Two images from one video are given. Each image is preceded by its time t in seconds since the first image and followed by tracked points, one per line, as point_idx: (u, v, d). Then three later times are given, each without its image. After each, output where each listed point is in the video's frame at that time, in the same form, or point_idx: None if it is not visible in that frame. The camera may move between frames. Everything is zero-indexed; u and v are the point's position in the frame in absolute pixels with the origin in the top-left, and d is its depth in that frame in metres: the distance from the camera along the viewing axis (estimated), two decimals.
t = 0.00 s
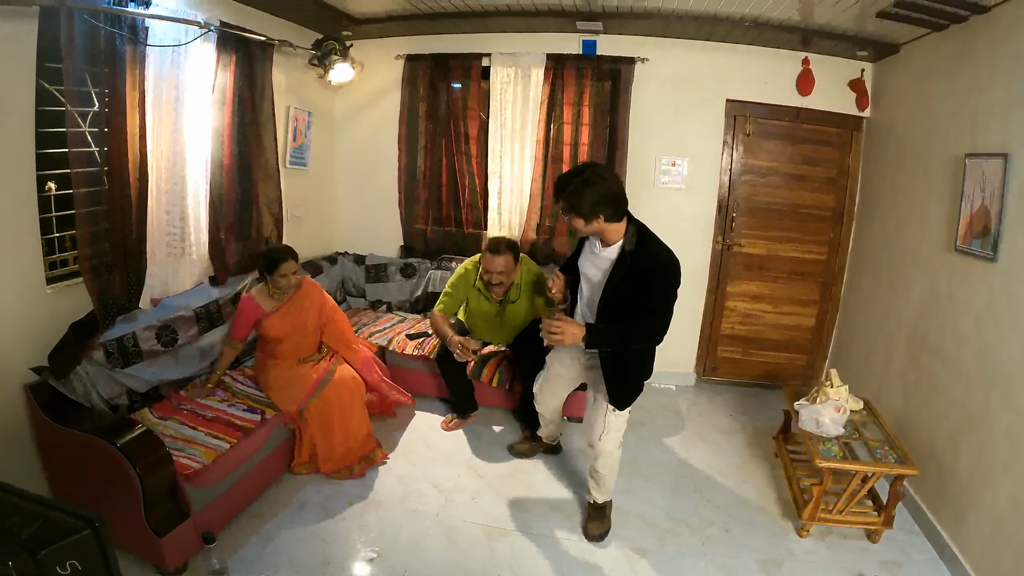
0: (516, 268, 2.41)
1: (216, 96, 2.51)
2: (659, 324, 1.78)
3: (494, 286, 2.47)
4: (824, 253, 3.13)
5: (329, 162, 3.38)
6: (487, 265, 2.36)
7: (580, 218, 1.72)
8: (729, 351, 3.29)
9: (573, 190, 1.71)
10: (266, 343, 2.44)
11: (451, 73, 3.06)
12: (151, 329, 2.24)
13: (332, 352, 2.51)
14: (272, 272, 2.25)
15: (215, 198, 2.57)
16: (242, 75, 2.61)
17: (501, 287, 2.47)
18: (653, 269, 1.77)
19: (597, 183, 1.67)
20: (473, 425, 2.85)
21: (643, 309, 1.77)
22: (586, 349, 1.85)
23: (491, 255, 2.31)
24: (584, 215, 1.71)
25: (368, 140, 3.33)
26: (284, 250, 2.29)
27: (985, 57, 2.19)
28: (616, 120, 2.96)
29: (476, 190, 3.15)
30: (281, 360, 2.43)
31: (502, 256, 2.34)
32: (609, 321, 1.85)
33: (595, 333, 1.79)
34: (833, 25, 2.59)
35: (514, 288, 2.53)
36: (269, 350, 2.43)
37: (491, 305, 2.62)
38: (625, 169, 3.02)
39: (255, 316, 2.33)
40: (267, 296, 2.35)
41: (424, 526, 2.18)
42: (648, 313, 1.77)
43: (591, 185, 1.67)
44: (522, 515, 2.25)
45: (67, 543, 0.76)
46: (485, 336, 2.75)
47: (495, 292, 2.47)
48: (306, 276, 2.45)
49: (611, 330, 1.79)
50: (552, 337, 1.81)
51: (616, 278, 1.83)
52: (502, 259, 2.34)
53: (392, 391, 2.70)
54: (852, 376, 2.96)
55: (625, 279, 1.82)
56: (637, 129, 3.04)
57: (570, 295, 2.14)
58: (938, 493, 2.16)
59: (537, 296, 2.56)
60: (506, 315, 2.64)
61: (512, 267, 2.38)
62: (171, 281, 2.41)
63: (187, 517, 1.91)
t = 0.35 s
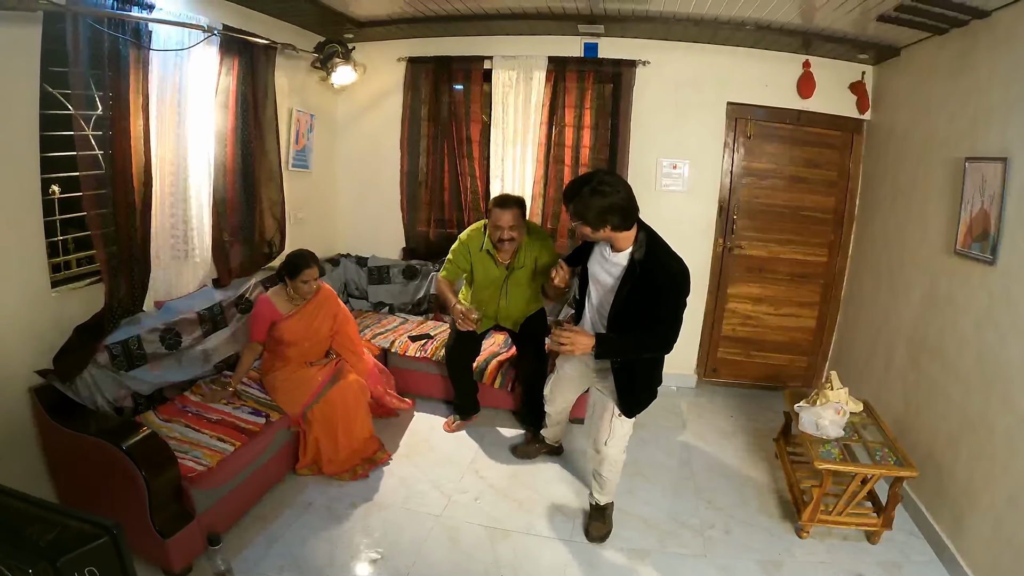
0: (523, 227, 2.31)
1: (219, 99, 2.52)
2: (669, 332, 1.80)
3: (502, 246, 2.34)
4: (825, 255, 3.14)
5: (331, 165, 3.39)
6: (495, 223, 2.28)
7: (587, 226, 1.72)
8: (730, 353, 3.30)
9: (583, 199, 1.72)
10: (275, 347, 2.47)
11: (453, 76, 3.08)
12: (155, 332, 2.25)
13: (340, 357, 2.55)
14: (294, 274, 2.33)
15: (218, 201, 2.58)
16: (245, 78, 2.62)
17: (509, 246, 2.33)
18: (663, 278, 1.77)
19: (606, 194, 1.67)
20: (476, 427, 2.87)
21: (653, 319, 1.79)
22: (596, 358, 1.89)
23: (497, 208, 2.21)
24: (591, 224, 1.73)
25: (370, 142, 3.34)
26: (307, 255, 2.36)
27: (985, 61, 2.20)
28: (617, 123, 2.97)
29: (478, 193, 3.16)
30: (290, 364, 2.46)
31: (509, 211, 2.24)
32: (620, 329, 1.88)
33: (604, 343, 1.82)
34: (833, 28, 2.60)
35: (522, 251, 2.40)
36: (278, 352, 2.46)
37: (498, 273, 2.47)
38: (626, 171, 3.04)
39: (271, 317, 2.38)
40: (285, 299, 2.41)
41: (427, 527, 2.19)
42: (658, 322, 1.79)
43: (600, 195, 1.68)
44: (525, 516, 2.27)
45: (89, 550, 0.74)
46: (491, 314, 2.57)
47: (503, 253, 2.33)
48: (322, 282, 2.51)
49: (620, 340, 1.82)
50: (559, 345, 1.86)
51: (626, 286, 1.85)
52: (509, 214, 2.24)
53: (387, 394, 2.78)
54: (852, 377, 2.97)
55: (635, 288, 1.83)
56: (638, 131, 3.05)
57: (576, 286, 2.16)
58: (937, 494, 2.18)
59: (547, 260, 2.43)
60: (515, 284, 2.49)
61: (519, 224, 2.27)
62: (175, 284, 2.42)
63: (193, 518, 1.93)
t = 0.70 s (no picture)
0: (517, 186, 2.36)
1: (222, 102, 2.53)
2: (666, 322, 1.82)
3: (497, 206, 2.37)
4: (826, 258, 3.15)
5: (334, 167, 3.40)
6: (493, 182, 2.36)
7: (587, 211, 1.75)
8: (731, 355, 3.32)
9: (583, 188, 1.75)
10: (280, 349, 2.48)
11: (455, 78, 3.08)
12: (160, 335, 2.26)
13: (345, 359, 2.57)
14: (300, 276, 2.34)
15: (221, 204, 2.58)
16: (248, 81, 2.62)
17: (503, 204, 2.36)
18: (659, 267, 1.80)
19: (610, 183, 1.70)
20: (479, 428, 2.88)
21: (651, 307, 1.82)
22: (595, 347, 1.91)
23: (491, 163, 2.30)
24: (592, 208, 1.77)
25: (372, 144, 3.35)
26: (313, 256, 2.36)
27: (986, 65, 2.21)
28: (619, 125, 2.98)
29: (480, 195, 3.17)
30: (296, 365, 2.46)
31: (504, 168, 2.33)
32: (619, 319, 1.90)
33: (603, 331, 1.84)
34: (835, 31, 2.61)
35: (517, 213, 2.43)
36: (284, 353, 2.47)
37: (496, 239, 2.48)
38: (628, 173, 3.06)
39: (278, 320, 2.38)
40: (292, 301, 2.41)
41: (431, 529, 2.21)
42: (655, 312, 1.82)
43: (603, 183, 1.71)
44: (527, 518, 2.28)
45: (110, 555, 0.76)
46: (489, 289, 2.54)
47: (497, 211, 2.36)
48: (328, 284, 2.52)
49: (619, 329, 1.84)
50: (559, 333, 1.87)
51: (624, 276, 1.87)
52: (502, 170, 2.30)
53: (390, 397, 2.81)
54: (853, 379, 2.99)
55: (632, 278, 1.86)
56: (640, 134, 3.07)
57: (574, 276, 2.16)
58: (937, 496, 2.20)
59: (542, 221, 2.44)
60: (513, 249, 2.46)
61: (511, 181, 2.32)
62: (179, 286, 2.43)
63: (198, 521, 1.94)
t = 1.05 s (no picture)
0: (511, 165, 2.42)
1: (224, 104, 2.53)
2: (658, 291, 1.89)
3: (492, 183, 2.43)
4: (827, 260, 3.18)
5: (336, 168, 3.43)
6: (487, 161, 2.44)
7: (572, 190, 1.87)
8: (732, 357, 3.33)
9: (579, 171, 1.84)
10: (281, 351, 2.50)
11: (457, 79, 3.10)
12: (163, 338, 2.26)
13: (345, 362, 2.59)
14: (293, 276, 2.36)
15: (224, 206, 2.59)
16: (251, 83, 2.63)
17: (497, 180, 2.42)
18: (643, 240, 1.90)
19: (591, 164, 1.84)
20: (481, 429, 2.90)
21: (644, 279, 1.89)
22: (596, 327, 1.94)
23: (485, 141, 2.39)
24: (575, 188, 1.87)
25: (374, 146, 3.37)
26: (306, 255, 2.39)
27: (987, 68, 2.22)
28: (619, 129, 3.02)
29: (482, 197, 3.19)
30: (298, 368, 2.49)
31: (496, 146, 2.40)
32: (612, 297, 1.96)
33: (606, 308, 1.87)
34: (836, 34, 2.62)
35: (513, 192, 2.47)
36: (285, 356, 2.49)
37: (492, 219, 2.51)
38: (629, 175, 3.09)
39: (277, 322, 2.41)
40: (288, 302, 2.44)
41: (433, 530, 2.22)
42: (648, 283, 1.89)
43: (585, 165, 1.84)
44: (529, 519, 2.29)
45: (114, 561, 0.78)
46: (485, 271, 2.54)
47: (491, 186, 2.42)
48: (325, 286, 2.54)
49: (618, 305, 1.88)
50: (568, 317, 1.88)
51: (611, 255, 1.95)
52: (497, 148, 2.38)
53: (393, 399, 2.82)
54: (854, 381, 3.00)
55: (618, 256, 1.94)
56: (641, 137, 3.10)
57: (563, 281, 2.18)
58: (938, 498, 2.21)
59: (538, 200, 2.47)
60: (508, 228, 2.49)
61: (505, 158, 2.39)
62: (182, 288, 2.43)
63: (202, 523, 1.94)
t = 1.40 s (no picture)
0: (504, 163, 2.39)
1: (226, 106, 2.53)
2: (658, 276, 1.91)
3: (485, 182, 2.41)
4: (828, 262, 3.20)
5: (338, 169, 3.45)
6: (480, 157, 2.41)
7: (574, 173, 1.85)
8: (733, 358, 3.36)
9: (577, 173, 1.85)
10: (282, 353, 2.51)
11: (458, 80, 3.12)
12: (166, 340, 2.27)
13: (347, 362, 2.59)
14: (289, 275, 2.36)
15: (226, 208, 2.59)
16: (252, 84, 2.63)
17: (490, 180, 2.39)
18: (638, 227, 1.91)
19: (594, 153, 1.84)
20: (482, 430, 2.91)
21: (642, 265, 1.90)
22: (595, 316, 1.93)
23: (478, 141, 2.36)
24: (580, 171, 1.85)
25: (376, 148, 3.40)
26: (300, 255, 2.39)
27: (989, 71, 2.22)
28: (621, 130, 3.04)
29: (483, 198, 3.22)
30: (299, 370, 2.50)
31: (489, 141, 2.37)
32: (612, 285, 1.96)
33: (607, 296, 1.88)
34: (838, 36, 2.62)
35: (507, 191, 2.43)
36: (287, 358, 2.50)
37: (488, 219, 2.48)
38: (630, 176, 3.11)
39: (276, 323, 2.42)
40: (286, 304, 2.44)
41: (435, 532, 2.22)
42: (647, 268, 1.90)
43: (588, 152, 1.84)
44: (531, 520, 2.30)
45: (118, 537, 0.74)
46: (481, 272, 2.52)
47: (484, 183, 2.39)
48: (323, 287, 2.54)
49: (618, 293, 1.89)
50: (571, 307, 1.87)
51: (609, 242, 1.95)
52: (490, 146, 2.35)
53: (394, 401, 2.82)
54: (855, 382, 3.01)
55: (615, 244, 1.94)
56: (641, 139, 3.12)
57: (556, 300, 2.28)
58: (937, 500, 2.22)
59: (533, 198, 2.43)
60: (504, 227, 2.46)
61: (497, 157, 2.36)
62: (183, 291, 2.43)
63: (205, 526, 1.95)
